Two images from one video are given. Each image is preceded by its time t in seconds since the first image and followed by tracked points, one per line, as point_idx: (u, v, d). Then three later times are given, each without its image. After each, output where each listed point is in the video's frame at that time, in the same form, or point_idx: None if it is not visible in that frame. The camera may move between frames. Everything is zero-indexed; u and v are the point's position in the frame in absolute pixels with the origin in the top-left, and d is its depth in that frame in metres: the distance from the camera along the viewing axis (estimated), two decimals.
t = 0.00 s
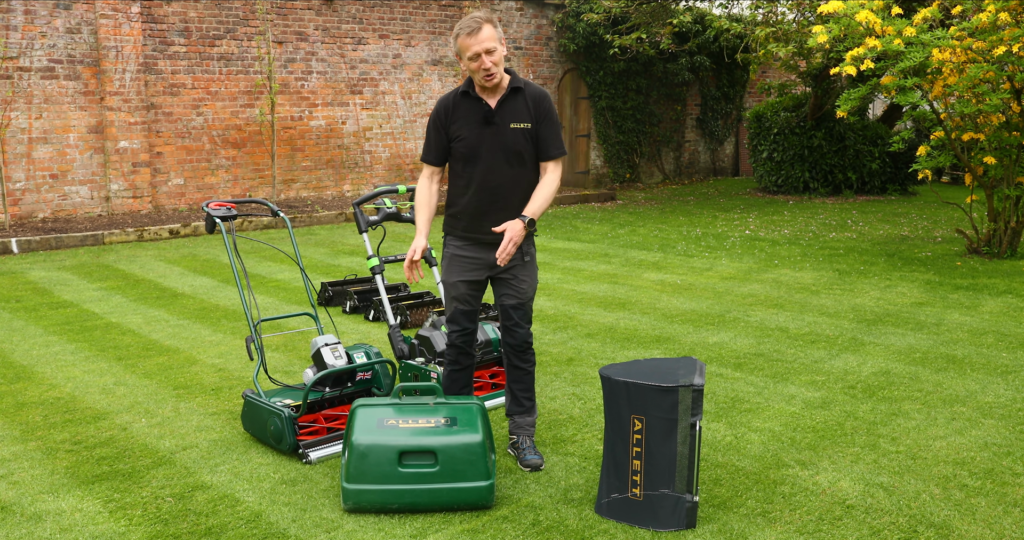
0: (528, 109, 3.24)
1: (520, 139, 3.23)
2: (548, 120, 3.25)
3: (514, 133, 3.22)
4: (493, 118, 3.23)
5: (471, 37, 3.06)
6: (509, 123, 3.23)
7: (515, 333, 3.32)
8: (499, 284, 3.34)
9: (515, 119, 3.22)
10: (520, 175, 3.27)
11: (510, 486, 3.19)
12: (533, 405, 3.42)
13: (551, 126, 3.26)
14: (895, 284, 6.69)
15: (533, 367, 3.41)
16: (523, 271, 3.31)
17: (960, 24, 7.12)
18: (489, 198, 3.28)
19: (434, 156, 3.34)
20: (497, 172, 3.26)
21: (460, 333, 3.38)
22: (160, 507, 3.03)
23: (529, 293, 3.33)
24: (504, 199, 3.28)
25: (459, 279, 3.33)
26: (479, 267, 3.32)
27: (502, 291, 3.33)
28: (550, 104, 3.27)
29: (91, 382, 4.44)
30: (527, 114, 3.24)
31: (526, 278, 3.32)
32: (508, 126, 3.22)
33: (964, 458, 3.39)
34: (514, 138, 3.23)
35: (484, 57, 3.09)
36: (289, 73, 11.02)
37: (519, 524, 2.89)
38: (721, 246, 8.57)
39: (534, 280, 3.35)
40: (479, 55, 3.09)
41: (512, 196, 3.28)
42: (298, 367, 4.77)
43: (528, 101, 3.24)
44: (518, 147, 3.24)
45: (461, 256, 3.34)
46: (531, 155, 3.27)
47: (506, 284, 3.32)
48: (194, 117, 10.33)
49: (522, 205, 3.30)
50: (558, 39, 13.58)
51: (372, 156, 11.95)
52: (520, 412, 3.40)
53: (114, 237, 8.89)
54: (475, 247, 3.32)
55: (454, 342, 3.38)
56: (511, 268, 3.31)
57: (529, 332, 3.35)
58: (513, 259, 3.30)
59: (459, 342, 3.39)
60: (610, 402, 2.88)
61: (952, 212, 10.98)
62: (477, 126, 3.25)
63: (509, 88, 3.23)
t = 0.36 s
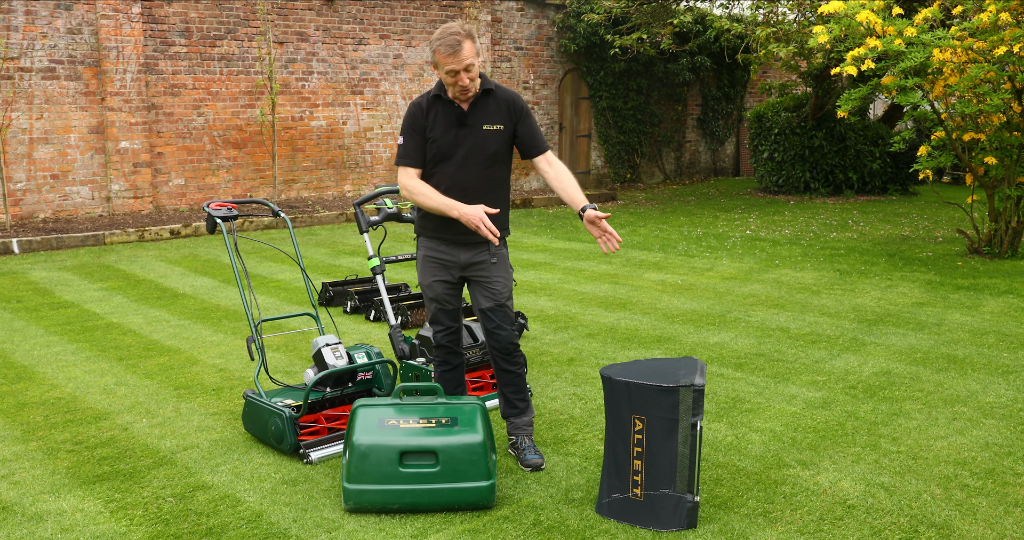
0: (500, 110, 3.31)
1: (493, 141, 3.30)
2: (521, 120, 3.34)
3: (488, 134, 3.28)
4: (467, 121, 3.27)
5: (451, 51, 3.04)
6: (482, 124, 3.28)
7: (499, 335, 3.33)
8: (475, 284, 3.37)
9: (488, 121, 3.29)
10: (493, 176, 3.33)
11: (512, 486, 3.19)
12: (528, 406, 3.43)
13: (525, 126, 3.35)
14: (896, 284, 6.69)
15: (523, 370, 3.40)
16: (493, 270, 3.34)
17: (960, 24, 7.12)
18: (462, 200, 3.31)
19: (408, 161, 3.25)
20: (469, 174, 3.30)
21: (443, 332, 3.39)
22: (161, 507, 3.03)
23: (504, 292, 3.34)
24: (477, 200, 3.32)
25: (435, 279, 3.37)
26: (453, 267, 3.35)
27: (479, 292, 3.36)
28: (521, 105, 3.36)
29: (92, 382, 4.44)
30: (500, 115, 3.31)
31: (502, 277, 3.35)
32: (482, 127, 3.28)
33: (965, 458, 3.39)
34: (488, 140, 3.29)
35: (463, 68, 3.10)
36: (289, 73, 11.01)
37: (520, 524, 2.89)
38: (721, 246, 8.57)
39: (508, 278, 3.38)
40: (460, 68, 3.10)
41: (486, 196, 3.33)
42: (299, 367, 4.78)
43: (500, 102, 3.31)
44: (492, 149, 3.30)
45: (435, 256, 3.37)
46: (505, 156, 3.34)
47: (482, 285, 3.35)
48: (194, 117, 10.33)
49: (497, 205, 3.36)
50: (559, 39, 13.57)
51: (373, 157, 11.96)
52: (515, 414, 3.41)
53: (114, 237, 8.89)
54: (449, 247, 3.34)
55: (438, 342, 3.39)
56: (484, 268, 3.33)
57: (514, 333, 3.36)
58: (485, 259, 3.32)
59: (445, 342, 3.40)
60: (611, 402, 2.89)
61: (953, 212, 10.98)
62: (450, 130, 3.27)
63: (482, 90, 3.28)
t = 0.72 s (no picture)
0: (496, 115, 3.30)
1: (493, 145, 3.29)
2: (517, 122, 3.35)
3: (486, 139, 3.27)
4: (464, 127, 3.26)
5: (432, 69, 3.02)
6: (480, 129, 3.27)
7: (510, 330, 3.32)
8: (483, 279, 3.37)
9: (486, 125, 3.27)
10: (495, 179, 3.32)
11: (512, 487, 3.19)
12: (535, 404, 3.41)
13: (520, 127, 3.36)
14: (897, 285, 6.68)
15: (531, 369, 3.37)
16: (503, 263, 3.36)
17: (961, 24, 7.12)
18: (468, 204, 3.31)
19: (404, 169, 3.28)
20: (473, 179, 3.29)
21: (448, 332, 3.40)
22: (162, 508, 3.03)
23: (514, 284, 3.35)
24: (483, 204, 3.32)
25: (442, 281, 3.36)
26: (461, 266, 3.34)
27: (490, 288, 3.35)
28: (515, 106, 3.35)
29: (93, 383, 4.45)
30: (497, 118, 3.30)
31: (509, 269, 3.36)
32: (480, 133, 3.26)
33: (966, 459, 3.39)
34: (487, 144, 3.28)
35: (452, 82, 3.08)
36: (290, 74, 11.02)
37: (520, 525, 2.89)
38: (722, 246, 8.57)
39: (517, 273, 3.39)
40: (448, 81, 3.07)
41: (490, 199, 3.33)
42: (300, 367, 4.78)
43: (495, 106, 3.29)
44: (492, 153, 3.29)
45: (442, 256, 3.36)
46: (505, 159, 3.34)
47: (490, 279, 3.36)
48: (195, 118, 10.34)
49: (501, 206, 3.36)
50: (559, 39, 13.57)
51: (374, 157, 11.96)
52: (521, 412, 3.39)
53: (115, 238, 8.90)
54: (454, 249, 3.35)
55: (441, 344, 3.38)
56: (492, 263, 3.35)
57: (524, 327, 3.34)
58: (494, 253, 3.35)
59: (449, 343, 3.39)
60: (611, 402, 2.89)
61: (953, 212, 10.98)
62: (447, 138, 3.27)
63: (476, 96, 3.26)
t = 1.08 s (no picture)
0: (512, 148, 3.18)
1: (511, 178, 3.21)
2: (535, 150, 3.20)
3: (505, 174, 3.19)
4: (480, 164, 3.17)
5: (441, 128, 2.90)
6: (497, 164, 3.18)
7: (518, 334, 3.29)
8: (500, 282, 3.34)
9: (503, 160, 3.17)
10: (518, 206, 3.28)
11: (512, 487, 3.19)
12: (536, 413, 3.37)
13: (539, 154, 3.22)
14: (897, 285, 6.68)
15: (536, 376, 3.35)
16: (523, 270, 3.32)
17: (961, 24, 7.12)
18: (491, 228, 3.30)
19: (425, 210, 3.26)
20: (495, 208, 3.26)
21: (456, 332, 3.38)
22: (161, 508, 3.02)
23: (530, 291, 3.31)
24: (506, 227, 3.30)
25: (458, 274, 3.36)
26: (480, 266, 3.35)
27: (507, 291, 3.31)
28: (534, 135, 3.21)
29: (93, 382, 4.44)
30: (514, 152, 3.19)
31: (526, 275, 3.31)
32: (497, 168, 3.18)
33: (966, 459, 3.38)
34: (506, 179, 3.20)
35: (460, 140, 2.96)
36: (289, 73, 11.01)
37: (520, 524, 2.88)
38: (722, 246, 8.56)
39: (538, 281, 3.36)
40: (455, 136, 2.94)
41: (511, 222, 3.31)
42: (299, 367, 4.78)
43: (512, 138, 3.18)
44: (511, 185, 3.23)
45: (463, 254, 3.37)
46: (525, 185, 3.27)
47: (507, 283, 3.32)
48: (195, 117, 10.33)
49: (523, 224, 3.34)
50: (559, 39, 13.57)
51: (373, 157, 11.95)
52: (521, 419, 3.35)
53: (115, 237, 8.89)
54: (476, 258, 3.35)
55: (448, 345, 3.38)
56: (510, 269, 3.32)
57: (533, 333, 3.31)
58: (514, 259, 3.32)
59: (455, 344, 3.38)
60: (611, 402, 2.88)
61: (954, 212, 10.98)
62: (463, 176, 3.21)
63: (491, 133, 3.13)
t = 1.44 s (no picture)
0: (525, 196, 3.14)
1: (526, 221, 3.21)
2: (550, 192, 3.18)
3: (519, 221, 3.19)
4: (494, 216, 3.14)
5: (451, 203, 2.81)
6: (511, 214, 3.15)
7: (529, 334, 3.30)
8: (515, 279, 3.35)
9: (517, 210, 3.15)
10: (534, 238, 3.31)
11: (512, 487, 3.19)
12: (539, 415, 3.37)
13: (553, 194, 3.20)
14: (896, 285, 6.68)
15: (542, 377, 3.35)
16: (541, 273, 3.33)
17: (960, 24, 7.13)
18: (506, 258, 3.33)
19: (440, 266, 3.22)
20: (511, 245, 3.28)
21: (466, 328, 3.39)
22: (160, 508, 3.02)
23: (546, 292, 3.33)
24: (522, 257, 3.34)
25: (473, 274, 3.35)
26: (498, 269, 3.34)
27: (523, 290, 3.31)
28: (548, 180, 3.16)
29: (92, 382, 4.44)
30: (527, 200, 3.15)
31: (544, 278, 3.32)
32: (511, 217, 3.16)
33: (966, 459, 3.38)
34: (521, 223, 3.21)
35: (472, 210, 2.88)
36: (289, 73, 11.01)
37: (520, 524, 2.88)
38: (721, 246, 8.57)
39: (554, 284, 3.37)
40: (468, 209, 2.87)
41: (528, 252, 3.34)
42: (299, 367, 4.78)
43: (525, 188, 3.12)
44: (527, 227, 3.24)
45: (480, 259, 3.34)
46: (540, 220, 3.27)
47: (522, 280, 3.33)
48: (194, 117, 10.33)
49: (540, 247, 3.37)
50: (558, 39, 13.57)
51: (373, 157, 11.94)
52: (524, 420, 3.34)
53: (114, 237, 8.88)
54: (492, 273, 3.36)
55: (456, 344, 3.38)
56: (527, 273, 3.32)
57: (543, 334, 3.31)
58: (534, 263, 3.33)
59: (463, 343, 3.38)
60: (611, 402, 2.88)
61: (953, 212, 10.98)
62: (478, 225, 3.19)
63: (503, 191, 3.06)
